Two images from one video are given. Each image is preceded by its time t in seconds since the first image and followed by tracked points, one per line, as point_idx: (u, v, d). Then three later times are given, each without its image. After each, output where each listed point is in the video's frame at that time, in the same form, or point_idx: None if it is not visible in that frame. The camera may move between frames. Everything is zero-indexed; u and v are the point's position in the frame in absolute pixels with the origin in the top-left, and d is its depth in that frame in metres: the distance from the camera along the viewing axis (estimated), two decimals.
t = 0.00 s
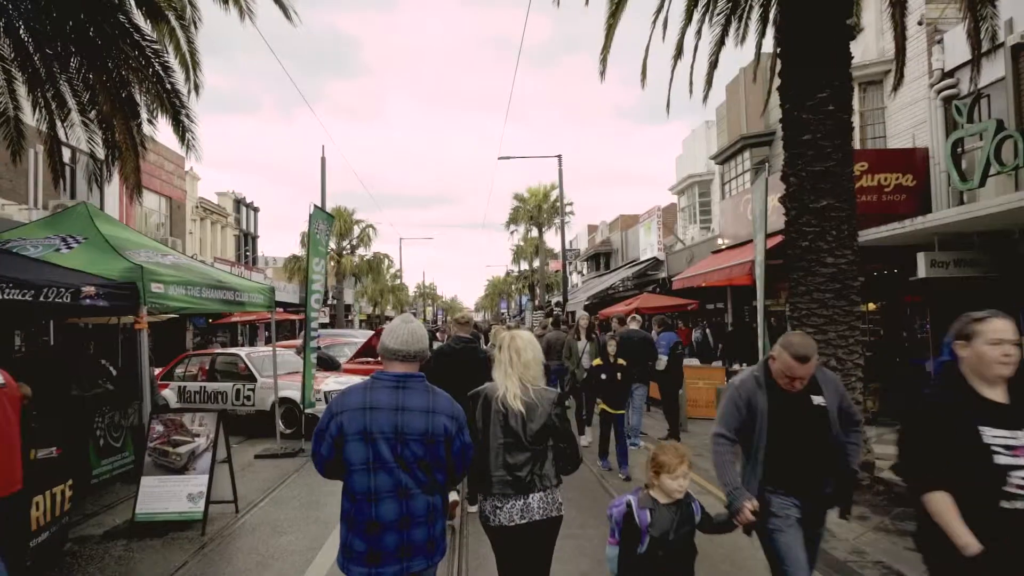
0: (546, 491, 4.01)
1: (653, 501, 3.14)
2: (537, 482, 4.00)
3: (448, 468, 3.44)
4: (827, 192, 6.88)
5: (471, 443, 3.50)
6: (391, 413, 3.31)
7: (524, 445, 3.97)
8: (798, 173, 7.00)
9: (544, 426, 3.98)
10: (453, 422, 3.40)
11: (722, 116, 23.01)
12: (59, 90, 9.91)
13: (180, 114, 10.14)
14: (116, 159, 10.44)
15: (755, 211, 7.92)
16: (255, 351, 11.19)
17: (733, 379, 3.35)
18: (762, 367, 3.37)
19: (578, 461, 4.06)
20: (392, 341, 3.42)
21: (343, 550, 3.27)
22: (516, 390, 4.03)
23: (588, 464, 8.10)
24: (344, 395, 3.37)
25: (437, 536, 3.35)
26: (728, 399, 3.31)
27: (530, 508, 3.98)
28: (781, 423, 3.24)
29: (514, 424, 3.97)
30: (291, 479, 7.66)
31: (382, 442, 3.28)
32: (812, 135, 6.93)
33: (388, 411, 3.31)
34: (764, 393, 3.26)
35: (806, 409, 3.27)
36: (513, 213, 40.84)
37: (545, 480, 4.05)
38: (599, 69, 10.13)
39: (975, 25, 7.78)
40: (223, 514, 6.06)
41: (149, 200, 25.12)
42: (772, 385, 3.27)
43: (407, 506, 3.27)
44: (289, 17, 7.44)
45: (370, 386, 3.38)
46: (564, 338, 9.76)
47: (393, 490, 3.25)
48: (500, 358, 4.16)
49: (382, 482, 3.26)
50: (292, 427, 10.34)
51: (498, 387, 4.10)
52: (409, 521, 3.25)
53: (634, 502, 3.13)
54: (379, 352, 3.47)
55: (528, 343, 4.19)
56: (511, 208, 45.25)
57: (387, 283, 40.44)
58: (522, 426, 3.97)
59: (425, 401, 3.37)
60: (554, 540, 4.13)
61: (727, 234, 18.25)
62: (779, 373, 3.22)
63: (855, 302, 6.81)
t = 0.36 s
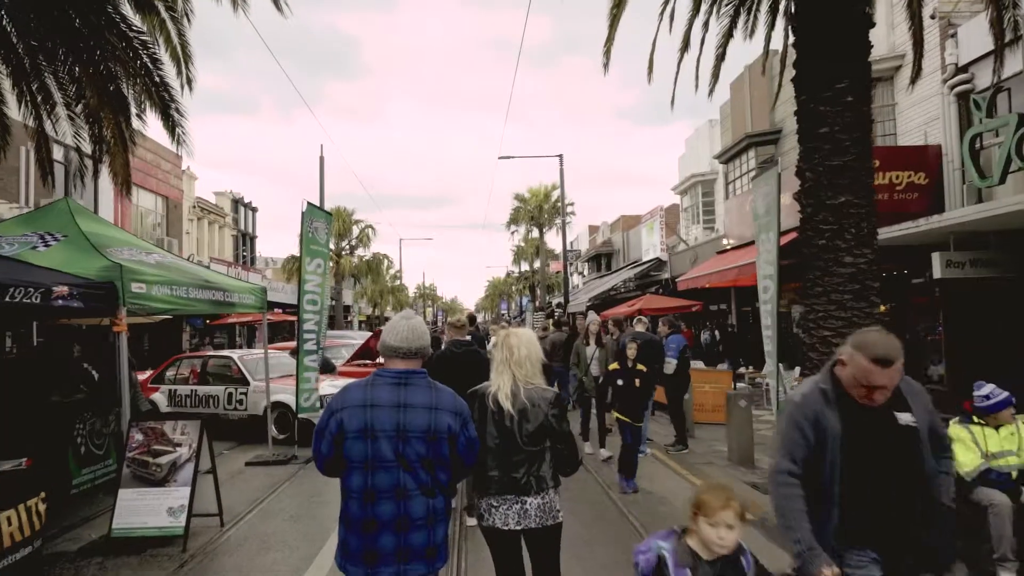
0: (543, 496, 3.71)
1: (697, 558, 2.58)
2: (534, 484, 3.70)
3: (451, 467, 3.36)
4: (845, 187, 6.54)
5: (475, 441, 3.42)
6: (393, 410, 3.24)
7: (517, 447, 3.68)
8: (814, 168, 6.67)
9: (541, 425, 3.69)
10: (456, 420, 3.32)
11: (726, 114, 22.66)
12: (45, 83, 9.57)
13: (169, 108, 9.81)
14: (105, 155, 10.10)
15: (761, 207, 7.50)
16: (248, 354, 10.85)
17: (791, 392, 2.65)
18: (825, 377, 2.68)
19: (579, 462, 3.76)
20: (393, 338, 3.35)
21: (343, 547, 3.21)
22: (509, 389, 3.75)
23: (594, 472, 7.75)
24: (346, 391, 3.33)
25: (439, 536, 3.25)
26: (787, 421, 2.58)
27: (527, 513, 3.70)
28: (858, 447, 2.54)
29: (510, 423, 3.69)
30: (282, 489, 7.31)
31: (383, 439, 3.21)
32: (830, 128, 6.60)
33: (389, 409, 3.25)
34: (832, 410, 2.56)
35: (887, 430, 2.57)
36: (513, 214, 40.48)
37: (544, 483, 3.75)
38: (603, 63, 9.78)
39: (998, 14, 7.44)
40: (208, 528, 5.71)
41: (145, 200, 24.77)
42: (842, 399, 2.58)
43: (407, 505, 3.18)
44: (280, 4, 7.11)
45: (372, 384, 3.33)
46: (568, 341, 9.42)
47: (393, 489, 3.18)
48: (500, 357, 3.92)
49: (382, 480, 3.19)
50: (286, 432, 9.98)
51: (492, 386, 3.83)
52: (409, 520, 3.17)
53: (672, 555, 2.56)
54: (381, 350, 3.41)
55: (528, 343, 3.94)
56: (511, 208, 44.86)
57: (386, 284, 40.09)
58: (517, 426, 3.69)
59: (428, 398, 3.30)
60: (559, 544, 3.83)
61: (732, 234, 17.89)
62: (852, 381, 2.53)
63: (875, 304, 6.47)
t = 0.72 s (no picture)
0: (570, 504, 3.40)
1: None
2: (558, 494, 3.38)
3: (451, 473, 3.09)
4: (869, 180, 6.21)
5: (476, 444, 3.15)
6: (385, 417, 3.01)
7: (542, 455, 3.36)
8: (836, 160, 6.34)
9: (565, 431, 3.37)
10: (452, 425, 3.05)
11: (731, 112, 22.32)
12: (33, 74, 9.22)
13: (162, 100, 9.40)
14: (94, 149, 9.75)
15: (772, 203, 7.12)
16: (243, 355, 10.52)
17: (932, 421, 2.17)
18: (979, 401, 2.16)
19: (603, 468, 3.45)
20: (380, 346, 3.12)
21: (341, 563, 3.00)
22: (531, 395, 3.42)
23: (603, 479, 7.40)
24: (339, 398, 3.10)
25: (440, 549, 2.98)
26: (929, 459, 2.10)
27: (553, 522, 3.38)
28: None
29: (532, 432, 3.36)
30: (277, 496, 6.97)
31: (375, 447, 2.98)
32: (853, 118, 6.26)
33: (381, 416, 3.01)
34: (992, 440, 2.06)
35: None
36: (514, 213, 40.15)
37: (568, 491, 3.44)
38: (611, 53, 9.45)
39: None
40: (196, 540, 5.37)
41: (142, 199, 24.45)
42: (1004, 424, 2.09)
43: (402, 517, 2.93)
44: None
45: (364, 390, 3.09)
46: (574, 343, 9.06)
47: (387, 500, 2.94)
48: (517, 361, 3.54)
49: (375, 491, 2.95)
50: (282, 436, 9.65)
51: (513, 391, 3.48)
52: (404, 533, 2.92)
53: None
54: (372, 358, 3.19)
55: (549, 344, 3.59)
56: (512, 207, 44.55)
57: (386, 284, 39.76)
58: (540, 434, 3.36)
59: (422, 402, 3.04)
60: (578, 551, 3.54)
61: (737, 233, 17.57)
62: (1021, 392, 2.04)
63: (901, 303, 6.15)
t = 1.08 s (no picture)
0: (610, 494, 3.71)
1: None
2: (601, 485, 3.69)
3: (444, 471, 3.08)
4: (897, 172, 5.90)
5: (469, 442, 3.11)
6: (374, 416, 3.01)
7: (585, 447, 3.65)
8: (861, 151, 6.04)
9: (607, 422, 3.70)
10: (443, 423, 3.03)
11: (736, 109, 22.01)
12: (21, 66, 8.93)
13: (155, 93, 9.08)
14: (84, 144, 9.46)
15: (788, 198, 6.81)
16: (240, 357, 10.21)
17: None
18: None
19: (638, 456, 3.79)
20: (370, 340, 3.07)
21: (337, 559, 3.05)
22: (578, 390, 3.71)
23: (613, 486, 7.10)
24: (331, 395, 3.13)
25: (432, 547, 2.98)
26: None
27: (596, 514, 3.67)
28: None
29: (575, 425, 3.68)
30: (274, 506, 6.65)
31: (365, 446, 2.99)
32: (880, 107, 5.95)
33: (371, 414, 3.02)
34: None
35: None
36: (515, 213, 39.79)
37: (606, 482, 3.73)
38: (620, 44, 9.15)
39: None
40: (187, 555, 5.04)
41: (138, 198, 24.11)
42: None
43: (392, 516, 2.94)
44: None
45: (356, 387, 3.10)
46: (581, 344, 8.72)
47: (377, 499, 2.96)
48: (557, 358, 3.81)
49: (366, 489, 2.98)
50: (279, 441, 9.35)
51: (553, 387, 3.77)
52: (395, 532, 2.93)
53: None
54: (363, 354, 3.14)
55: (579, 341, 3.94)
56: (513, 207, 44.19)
57: (386, 285, 39.42)
58: (583, 428, 3.66)
59: (411, 400, 3.02)
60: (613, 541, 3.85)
61: (744, 231, 17.27)
62: None
63: (931, 302, 5.83)
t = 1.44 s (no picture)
0: (623, 502, 3.60)
1: None
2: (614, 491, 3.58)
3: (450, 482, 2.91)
4: (923, 163, 5.58)
5: (476, 450, 2.94)
6: (380, 420, 2.84)
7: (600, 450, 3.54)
8: (885, 140, 5.72)
9: (622, 426, 3.59)
10: (451, 428, 2.87)
11: (740, 106, 21.68)
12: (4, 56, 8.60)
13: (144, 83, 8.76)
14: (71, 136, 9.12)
15: (812, 190, 6.57)
16: (232, 358, 9.87)
17: None
18: None
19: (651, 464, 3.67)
20: (378, 340, 2.95)
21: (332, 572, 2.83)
22: (596, 391, 3.62)
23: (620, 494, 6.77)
24: (333, 397, 2.96)
25: (437, 562, 2.78)
26: None
27: (607, 522, 3.56)
28: None
29: (590, 426, 3.55)
30: (264, 514, 6.32)
31: (369, 451, 2.81)
32: (904, 94, 5.64)
33: (376, 418, 2.85)
34: None
35: None
36: (515, 213, 39.46)
37: (619, 488, 3.62)
38: (626, 34, 8.83)
39: None
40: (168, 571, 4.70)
41: (133, 196, 23.76)
42: None
43: (396, 527, 2.74)
44: None
45: (360, 390, 2.93)
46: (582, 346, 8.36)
47: (380, 508, 2.77)
48: (574, 359, 3.72)
49: (368, 497, 2.78)
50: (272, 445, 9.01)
51: (569, 385, 3.68)
52: (398, 544, 2.73)
53: None
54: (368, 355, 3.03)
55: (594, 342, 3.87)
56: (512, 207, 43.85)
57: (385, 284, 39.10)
58: (598, 431, 3.54)
59: (419, 404, 2.86)
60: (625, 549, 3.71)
61: (749, 230, 16.95)
62: None
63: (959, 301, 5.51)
